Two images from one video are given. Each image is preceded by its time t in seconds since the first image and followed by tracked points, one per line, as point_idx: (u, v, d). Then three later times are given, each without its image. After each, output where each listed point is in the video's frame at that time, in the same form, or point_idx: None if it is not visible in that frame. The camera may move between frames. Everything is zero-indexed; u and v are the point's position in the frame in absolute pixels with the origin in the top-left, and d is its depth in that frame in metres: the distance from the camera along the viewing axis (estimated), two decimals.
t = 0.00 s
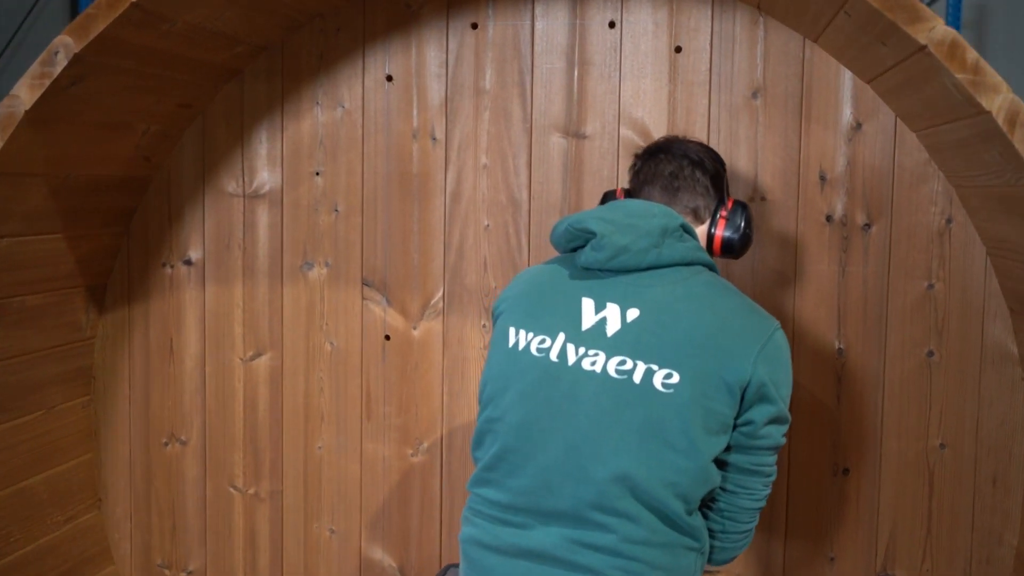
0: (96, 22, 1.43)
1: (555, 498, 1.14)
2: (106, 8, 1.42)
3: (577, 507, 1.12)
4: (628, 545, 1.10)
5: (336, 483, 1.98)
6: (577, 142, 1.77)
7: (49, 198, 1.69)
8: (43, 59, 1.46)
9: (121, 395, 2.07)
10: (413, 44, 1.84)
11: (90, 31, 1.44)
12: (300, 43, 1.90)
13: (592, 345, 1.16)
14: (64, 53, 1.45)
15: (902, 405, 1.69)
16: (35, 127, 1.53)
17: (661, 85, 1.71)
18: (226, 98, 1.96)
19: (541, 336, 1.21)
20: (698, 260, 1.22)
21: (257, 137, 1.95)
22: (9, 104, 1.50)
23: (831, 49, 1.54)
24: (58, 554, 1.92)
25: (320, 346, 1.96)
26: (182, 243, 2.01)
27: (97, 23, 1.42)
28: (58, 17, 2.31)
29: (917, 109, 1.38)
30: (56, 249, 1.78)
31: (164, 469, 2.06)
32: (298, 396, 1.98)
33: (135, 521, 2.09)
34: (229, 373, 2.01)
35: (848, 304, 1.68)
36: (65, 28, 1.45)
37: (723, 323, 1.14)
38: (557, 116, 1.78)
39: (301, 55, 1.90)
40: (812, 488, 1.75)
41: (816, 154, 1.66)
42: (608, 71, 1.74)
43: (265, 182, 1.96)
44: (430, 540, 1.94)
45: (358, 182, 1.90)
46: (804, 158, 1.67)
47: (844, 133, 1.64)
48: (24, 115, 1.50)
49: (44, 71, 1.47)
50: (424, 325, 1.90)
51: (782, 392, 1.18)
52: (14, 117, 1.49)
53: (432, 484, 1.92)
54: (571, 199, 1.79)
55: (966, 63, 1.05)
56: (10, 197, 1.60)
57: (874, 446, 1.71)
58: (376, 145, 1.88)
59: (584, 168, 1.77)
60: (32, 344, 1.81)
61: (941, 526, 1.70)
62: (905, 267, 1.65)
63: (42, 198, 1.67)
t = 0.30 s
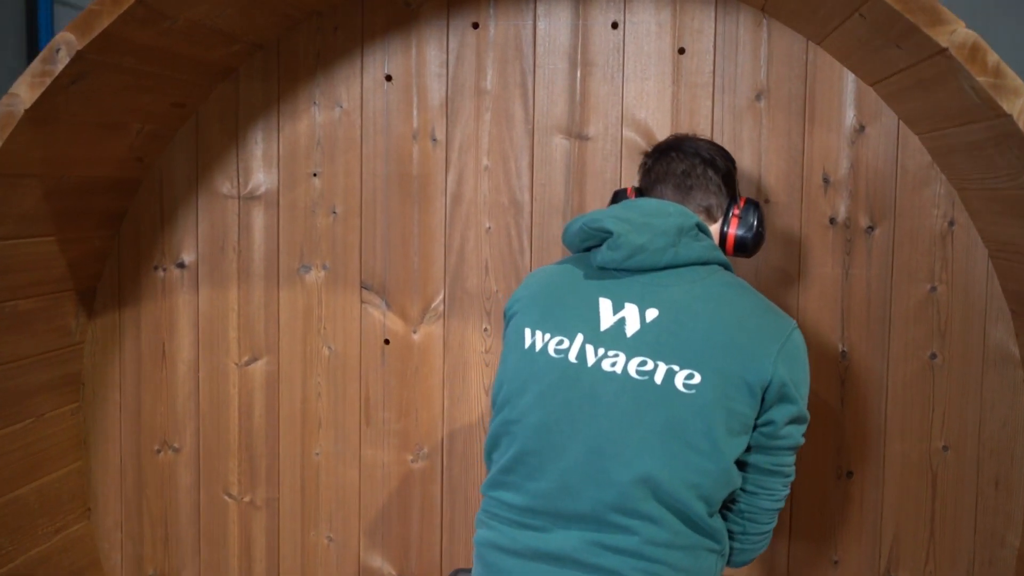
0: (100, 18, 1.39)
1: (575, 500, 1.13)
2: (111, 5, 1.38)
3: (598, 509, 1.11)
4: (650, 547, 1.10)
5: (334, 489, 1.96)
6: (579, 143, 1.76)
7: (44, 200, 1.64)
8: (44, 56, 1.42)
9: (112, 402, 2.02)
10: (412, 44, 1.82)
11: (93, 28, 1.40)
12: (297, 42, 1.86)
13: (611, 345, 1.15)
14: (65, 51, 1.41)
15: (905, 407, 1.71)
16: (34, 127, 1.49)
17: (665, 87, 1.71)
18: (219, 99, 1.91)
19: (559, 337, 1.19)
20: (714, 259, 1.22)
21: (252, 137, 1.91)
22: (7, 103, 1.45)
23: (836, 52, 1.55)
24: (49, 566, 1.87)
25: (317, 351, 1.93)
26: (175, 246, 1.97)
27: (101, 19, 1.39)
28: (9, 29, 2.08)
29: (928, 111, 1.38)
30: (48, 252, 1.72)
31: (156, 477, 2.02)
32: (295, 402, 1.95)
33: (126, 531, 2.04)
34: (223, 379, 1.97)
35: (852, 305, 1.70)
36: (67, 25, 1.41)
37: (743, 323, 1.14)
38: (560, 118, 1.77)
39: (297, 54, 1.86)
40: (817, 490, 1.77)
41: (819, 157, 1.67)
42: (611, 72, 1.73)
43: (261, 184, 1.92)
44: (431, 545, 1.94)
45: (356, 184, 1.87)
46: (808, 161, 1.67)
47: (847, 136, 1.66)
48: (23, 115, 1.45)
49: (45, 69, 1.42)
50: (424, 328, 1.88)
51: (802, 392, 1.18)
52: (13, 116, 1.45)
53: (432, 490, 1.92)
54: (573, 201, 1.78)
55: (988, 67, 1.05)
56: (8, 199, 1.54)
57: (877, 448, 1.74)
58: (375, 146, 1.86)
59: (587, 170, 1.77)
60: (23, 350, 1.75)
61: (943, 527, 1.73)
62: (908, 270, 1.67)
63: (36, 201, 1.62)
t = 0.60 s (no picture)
0: (109, 16, 1.35)
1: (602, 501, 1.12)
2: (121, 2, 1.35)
3: (625, 509, 1.11)
4: (679, 547, 1.10)
5: (333, 495, 1.92)
6: (584, 145, 1.77)
7: (40, 203, 1.58)
8: (50, 55, 1.37)
9: (102, 409, 1.97)
10: (415, 44, 1.80)
11: (102, 26, 1.36)
12: (297, 42, 1.83)
13: (638, 345, 1.15)
14: (72, 49, 1.36)
15: (907, 404, 1.73)
16: (37, 127, 1.44)
17: (670, 88, 1.73)
18: (215, 99, 1.87)
19: (583, 338, 1.19)
20: (736, 258, 1.23)
21: (249, 138, 1.87)
22: (9, 103, 1.40)
23: (844, 54, 1.58)
24: None
25: (317, 355, 1.90)
26: (169, 249, 1.91)
27: (111, 17, 1.35)
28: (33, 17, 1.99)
29: (938, 113, 1.40)
30: (42, 256, 1.67)
31: (149, 485, 1.97)
32: (293, 407, 1.91)
33: (117, 541, 1.99)
34: (218, 385, 1.93)
35: (855, 305, 1.72)
36: (74, 22, 1.36)
37: (768, 322, 1.15)
38: (564, 119, 1.77)
39: (297, 54, 1.83)
40: (820, 489, 1.78)
41: (823, 158, 1.69)
42: (616, 73, 1.74)
43: (258, 186, 1.88)
44: (432, 551, 1.91)
45: (356, 186, 1.85)
46: (812, 163, 1.70)
47: (851, 137, 1.68)
48: (27, 116, 1.40)
49: (50, 69, 1.38)
50: (427, 331, 1.86)
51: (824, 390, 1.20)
52: (16, 117, 1.39)
53: (434, 495, 1.89)
54: (578, 203, 1.78)
55: (1014, 69, 1.07)
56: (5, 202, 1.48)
57: (879, 447, 1.75)
58: (376, 148, 1.83)
59: (592, 171, 1.77)
60: (16, 357, 1.70)
61: (944, 525, 1.75)
62: (909, 270, 1.70)
63: (33, 204, 1.57)
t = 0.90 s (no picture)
0: (118, 15, 1.33)
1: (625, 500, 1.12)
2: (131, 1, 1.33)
3: (649, 508, 1.11)
4: (703, 545, 1.10)
5: (334, 500, 1.90)
6: (589, 146, 1.77)
7: (40, 206, 1.55)
8: (57, 55, 1.35)
9: (97, 415, 1.92)
10: (418, 44, 1.78)
11: (111, 25, 1.34)
12: (297, 41, 1.80)
13: (659, 344, 1.14)
14: (80, 48, 1.34)
15: (911, 404, 1.77)
16: (43, 129, 1.42)
17: (676, 90, 1.74)
18: (213, 98, 1.83)
19: (603, 337, 1.18)
20: (754, 256, 1.22)
21: (248, 139, 1.83)
22: (15, 103, 1.38)
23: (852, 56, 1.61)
24: None
25: (318, 359, 1.87)
26: (166, 252, 1.87)
27: (120, 16, 1.33)
28: None
29: (950, 115, 1.43)
30: (39, 259, 1.63)
31: (146, 492, 1.93)
32: (294, 411, 1.89)
33: (113, 548, 1.94)
34: (216, 390, 1.89)
35: (860, 304, 1.76)
36: (81, 21, 1.34)
37: (788, 319, 1.15)
38: (569, 120, 1.76)
39: (297, 54, 1.80)
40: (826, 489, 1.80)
41: (828, 159, 1.73)
42: (621, 75, 1.75)
43: (258, 188, 1.84)
44: (435, 555, 1.90)
45: (359, 187, 1.83)
46: (817, 164, 1.73)
47: (856, 139, 1.72)
48: (34, 117, 1.38)
49: (58, 69, 1.36)
50: (430, 334, 1.85)
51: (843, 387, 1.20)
52: (22, 117, 1.37)
53: (438, 499, 1.88)
54: (583, 204, 1.78)
55: None
56: (6, 205, 1.45)
57: (883, 447, 1.78)
58: (379, 148, 1.81)
59: (597, 173, 1.77)
60: (12, 362, 1.66)
61: (945, 522, 1.78)
62: (913, 271, 1.75)
63: (33, 207, 1.53)
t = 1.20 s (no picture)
0: (133, 14, 1.31)
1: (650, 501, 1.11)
2: None
3: (675, 508, 1.10)
4: (729, 543, 1.11)
5: (339, 506, 1.88)
6: (596, 149, 1.77)
7: (42, 209, 1.51)
8: (70, 54, 1.31)
9: (91, 423, 1.86)
10: (423, 45, 1.77)
11: (125, 24, 1.31)
12: (299, 41, 1.77)
13: (683, 344, 1.13)
14: (93, 48, 1.31)
15: (916, 404, 1.82)
16: (51, 131, 1.38)
17: (683, 93, 1.75)
18: (213, 98, 1.79)
19: (626, 337, 1.17)
20: (774, 253, 1.22)
21: (248, 141, 1.80)
22: (24, 104, 1.34)
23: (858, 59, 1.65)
24: None
25: (320, 363, 1.85)
26: (163, 255, 1.83)
27: (135, 15, 1.31)
28: None
29: (958, 119, 1.48)
30: (37, 263, 1.59)
31: (143, 501, 1.88)
32: (296, 416, 1.86)
33: (108, 558, 1.90)
34: (215, 396, 1.86)
35: (866, 305, 1.81)
36: (95, 21, 1.31)
37: (812, 317, 1.14)
38: (576, 122, 1.77)
39: (298, 53, 1.77)
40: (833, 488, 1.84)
41: (834, 159, 1.77)
42: (628, 76, 1.76)
43: (258, 190, 1.81)
44: (441, 560, 1.89)
45: (362, 189, 1.80)
46: (821, 167, 1.77)
47: (861, 142, 1.77)
48: (45, 117, 1.34)
49: (69, 69, 1.32)
50: (436, 337, 1.84)
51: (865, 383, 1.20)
52: (32, 118, 1.34)
53: (443, 504, 1.87)
54: (590, 207, 1.78)
55: None
56: (9, 210, 1.43)
57: (889, 448, 1.83)
58: (383, 150, 1.79)
59: (604, 175, 1.78)
60: (7, 370, 1.61)
61: (949, 520, 1.84)
62: (918, 274, 1.79)
63: (35, 210, 1.49)
